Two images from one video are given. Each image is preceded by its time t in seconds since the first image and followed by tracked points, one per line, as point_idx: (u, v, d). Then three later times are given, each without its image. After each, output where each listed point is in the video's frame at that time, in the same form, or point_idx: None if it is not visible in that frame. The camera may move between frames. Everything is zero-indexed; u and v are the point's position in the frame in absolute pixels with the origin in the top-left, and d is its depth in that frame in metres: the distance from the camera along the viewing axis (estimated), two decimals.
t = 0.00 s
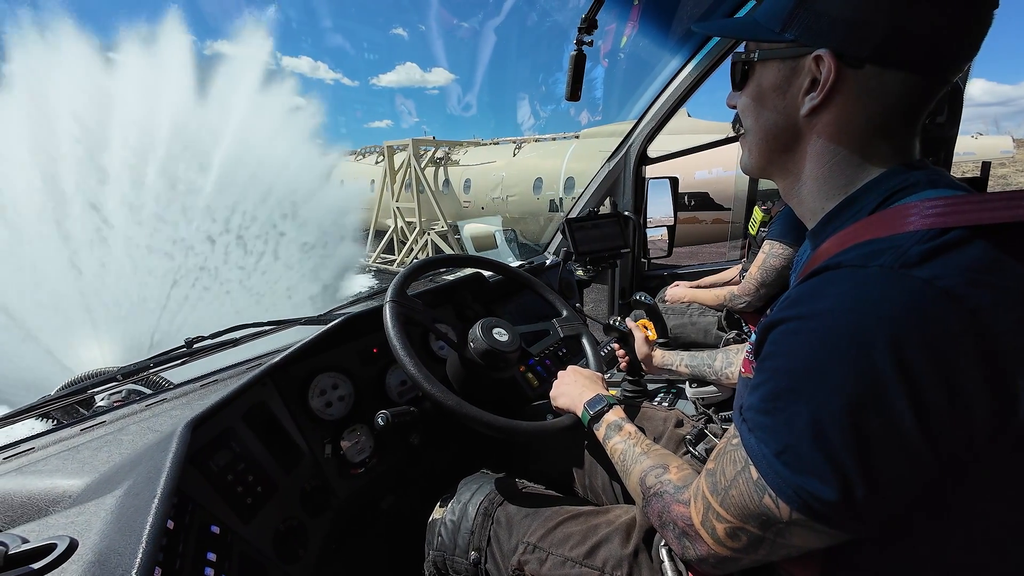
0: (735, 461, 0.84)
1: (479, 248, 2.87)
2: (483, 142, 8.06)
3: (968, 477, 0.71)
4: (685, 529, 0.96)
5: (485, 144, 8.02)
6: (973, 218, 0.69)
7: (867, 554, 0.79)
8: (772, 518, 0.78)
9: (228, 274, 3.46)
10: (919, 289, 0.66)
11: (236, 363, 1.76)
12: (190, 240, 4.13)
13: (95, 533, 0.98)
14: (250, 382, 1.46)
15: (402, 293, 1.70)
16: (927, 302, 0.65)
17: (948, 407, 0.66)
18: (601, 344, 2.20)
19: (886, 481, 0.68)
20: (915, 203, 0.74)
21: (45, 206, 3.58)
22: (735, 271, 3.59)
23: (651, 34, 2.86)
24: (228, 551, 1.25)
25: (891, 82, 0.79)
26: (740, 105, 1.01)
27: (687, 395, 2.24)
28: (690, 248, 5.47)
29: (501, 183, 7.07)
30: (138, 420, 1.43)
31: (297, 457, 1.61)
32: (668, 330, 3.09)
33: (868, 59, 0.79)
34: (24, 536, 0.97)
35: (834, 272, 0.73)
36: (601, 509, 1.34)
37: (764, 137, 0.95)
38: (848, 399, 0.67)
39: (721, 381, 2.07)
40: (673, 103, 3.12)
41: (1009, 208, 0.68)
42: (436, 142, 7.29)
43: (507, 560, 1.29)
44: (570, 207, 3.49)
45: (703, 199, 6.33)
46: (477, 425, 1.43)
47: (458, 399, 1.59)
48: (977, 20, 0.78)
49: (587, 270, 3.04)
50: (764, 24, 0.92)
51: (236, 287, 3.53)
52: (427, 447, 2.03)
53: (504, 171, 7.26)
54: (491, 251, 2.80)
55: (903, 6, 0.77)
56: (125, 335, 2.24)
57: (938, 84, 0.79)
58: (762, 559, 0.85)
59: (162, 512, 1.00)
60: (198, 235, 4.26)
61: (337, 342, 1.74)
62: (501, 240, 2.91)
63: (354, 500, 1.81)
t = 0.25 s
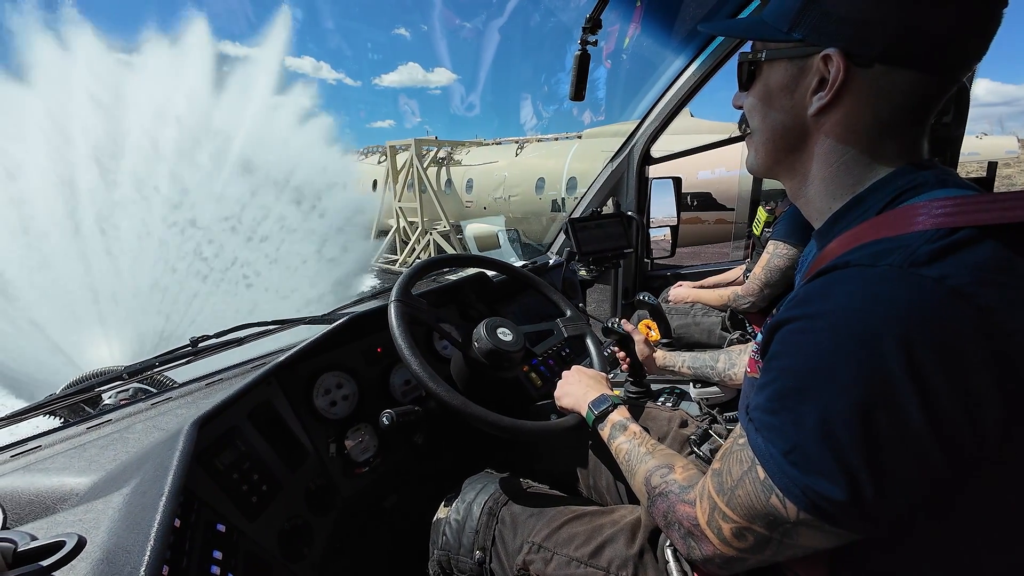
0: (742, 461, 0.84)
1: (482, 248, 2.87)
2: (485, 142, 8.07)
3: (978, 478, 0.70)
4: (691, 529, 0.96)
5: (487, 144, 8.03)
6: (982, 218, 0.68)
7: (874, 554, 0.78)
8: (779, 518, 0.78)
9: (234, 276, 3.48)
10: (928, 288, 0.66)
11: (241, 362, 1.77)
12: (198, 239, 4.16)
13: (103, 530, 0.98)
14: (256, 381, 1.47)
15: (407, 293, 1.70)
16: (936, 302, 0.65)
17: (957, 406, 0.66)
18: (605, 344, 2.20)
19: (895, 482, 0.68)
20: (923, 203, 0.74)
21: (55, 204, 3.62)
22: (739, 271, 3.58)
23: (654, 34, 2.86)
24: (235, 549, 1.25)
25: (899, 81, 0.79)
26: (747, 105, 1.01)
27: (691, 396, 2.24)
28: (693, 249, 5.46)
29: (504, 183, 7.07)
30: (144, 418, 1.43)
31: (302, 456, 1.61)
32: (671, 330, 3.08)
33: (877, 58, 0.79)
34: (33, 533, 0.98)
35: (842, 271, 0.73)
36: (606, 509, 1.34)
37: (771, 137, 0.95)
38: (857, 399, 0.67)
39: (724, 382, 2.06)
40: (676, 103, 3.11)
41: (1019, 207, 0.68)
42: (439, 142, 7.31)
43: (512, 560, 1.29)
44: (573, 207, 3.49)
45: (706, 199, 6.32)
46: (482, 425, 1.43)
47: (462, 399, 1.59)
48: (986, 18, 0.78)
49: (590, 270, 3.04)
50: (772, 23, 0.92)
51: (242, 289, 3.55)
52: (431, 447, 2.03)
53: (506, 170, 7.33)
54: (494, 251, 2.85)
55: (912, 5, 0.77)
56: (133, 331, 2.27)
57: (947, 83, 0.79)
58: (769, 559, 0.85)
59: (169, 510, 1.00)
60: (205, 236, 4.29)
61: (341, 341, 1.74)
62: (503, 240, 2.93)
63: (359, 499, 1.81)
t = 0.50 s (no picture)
0: (748, 462, 0.84)
1: (485, 248, 2.88)
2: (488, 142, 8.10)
3: (987, 480, 0.70)
4: (696, 530, 0.96)
5: (489, 144, 8.05)
6: (991, 219, 0.68)
7: (881, 556, 0.78)
8: (786, 520, 0.77)
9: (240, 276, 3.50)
10: (937, 290, 0.65)
11: (245, 362, 1.77)
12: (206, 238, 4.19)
13: (110, 528, 0.98)
14: (260, 380, 1.47)
15: (411, 292, 1.70)
16: (946, 304, 0.64)
17: (967, 408, 0.65)
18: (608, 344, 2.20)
19: (903, 484, 0.68)
20: (932, 204, 0.73)
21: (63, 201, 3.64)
22: (743, 271, 3.57)
23: (658, 33, 2.85)
24: (240, 548, 1.25)
25: (907, 81, 0.78)
26: (752, 107, 1.01)
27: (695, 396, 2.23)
28: (696, 249, 5.45)
29: (507, 183, 7.09)
30: (150, 417, 1.44)
31: (306, 455, 1.61)
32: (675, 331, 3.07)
33: (885, 58, 0.78)
34: (41, 531, 0.98)
35: (850, 272, 0.73)
36: (610, 510, 1.34)
37: (777, 138, 0.95)
38: (865, 401, 0.67)
39: (728, 381, 2.05)
40: (680, 103, 3.10)
41: None
42: (441, 142, 7.32)
43: (516, 560, 1.29)
44: (576, 207, 3.50)
45: (709, 199, 6.31)
46: (486, 425, 1.43)
47: (466, 399, 1.59)
48: (995, 18, 0.77)
49: (593, 270, 3.03)
50: (777, 25, 0.91)
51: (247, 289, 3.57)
52: (434, 446, 2.03)
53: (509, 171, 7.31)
54: (497, 251, 2.85)
55: (921, 5, 0.76)
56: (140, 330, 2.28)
57: (955, 82, 0.78)
58: (775, 562, 0.85)
59: (176, 509, 1.00)
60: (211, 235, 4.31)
61: (346, 340, 1.75)
62: (507, 240, 2.91)
63: (362, 499, 1.81)
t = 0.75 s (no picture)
0: (752, 464, 0.84)
1: (488, 248, 2.88)
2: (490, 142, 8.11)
3: (992, 484, 0.70)
4: (699, 531, 0.96)
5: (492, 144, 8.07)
6: (996, 221, 0.68)
7: (884, 558, 0.78)
8: (789, 522, 0.77)
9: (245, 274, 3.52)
10: (942, 293, 0.65)
11: (248, 362, 1.78)
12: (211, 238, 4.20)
13: (116, 526, 0.99)
14: (263, 380, 1.47)
15: (414, 292, 1.70)
16: (951, 307, 0.64)
17: (971, 411, 0.65)
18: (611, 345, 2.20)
19: (907, 487, 0.68)
20: (937, 206, 0.73)
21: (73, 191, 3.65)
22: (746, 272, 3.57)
23: (662, 33, 2.84)
24: (244, 546, 1.26)
25: (911, 82, 0.78)
26: (755, 109, 1.00)
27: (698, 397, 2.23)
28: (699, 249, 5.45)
29: (510, 183, 7.11)
30: (155, 415, 1.45)
31: (310, 454, 1.62)
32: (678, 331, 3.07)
33: (889, 59, 0.78)
34: (47, 528, 0.99)
35: (855, 274, 0.73)
36: (613, 510, 1.34)
37: (780, 141, 0.94)
38: (869, 404, 0.67)
39: (732, 383, 2.03)
40: (684, 103, 3.09)
41: None
42: (444, 142, 7.34)
43: (519, 559, 1.29)
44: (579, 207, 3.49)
45: (713, 199, 6.30)
46: (488, 425, 1.43)
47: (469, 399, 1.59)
48: (999, 19, 0.77)
49: (596, 271, 3.03)
50: (779, 27, 0.91)
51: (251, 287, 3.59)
52: (437, 446, 2.03)
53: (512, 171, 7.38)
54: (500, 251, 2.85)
55: (924, 7, 0.76)
56: (145, 330, 2.28)
57: (959, 83, 0.78)
58: (778, 563, 0.85)
59: (181, 507, 1.00)
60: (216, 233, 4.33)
61: (349, 340, 1.75)
62: (509, 240, 2.90)
63: (365, 498, 1.82)
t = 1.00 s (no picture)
0: (755, 465, 0.84)
1: (490, 247, 2.89)
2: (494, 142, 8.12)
3: (997, 485, 0.69)
4: (702, 532, 0.95)
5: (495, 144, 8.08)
6: (1001, 221, 0.68)
7: (888, 559, 0.78)
8: (792, 523, 0.77)
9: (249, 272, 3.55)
10: (947, 294, 0.65)
11: (252, 361, 1.78)
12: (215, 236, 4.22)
13: (120, 523, 0.99)
14: (267, 378, 1.47)
15: (417, 292, 1.70)
16: (956, 308, 0.64)
17: (976, 412, 0.65)
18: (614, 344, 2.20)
19: (911, 488, 0.67)
20: (942, 206, 0.73)
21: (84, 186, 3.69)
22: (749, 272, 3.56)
23: (665, 33, 2.84)
24: (247, 543, 1.26)
25: (916, 81, 0.78)
26: (757, 109, 1.00)
27: (701, 398, 2.22)
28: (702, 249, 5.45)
29: (514, 183, 7.14)
30: (159, 413, 1.45)
31: (312, 453, 1.62)
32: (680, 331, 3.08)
33: (893, 57, 0.77)
34: (52, 525, 1.00)
35: (860, 275, 0.72)
36: (616, 511, 1.34)
37: (784, 141, 0.94)
38: (873, 405, 0.66)
39: (736, 384, 2.01)
40: (687, 103, 3.08)
41: None
42: (447, 141, 7.36)
43: (521, 559, 1.30)
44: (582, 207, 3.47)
45: (716, 199, 6.29)
46: (491, 425, 1.43)
47: (472, 398, 1.59)
48: (1004, 17, 0.77)
49: (599, 271, 3.02)
50: (780, 28, 0.91)
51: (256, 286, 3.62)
52: (440, 445, 2.03)
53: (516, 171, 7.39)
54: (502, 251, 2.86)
55: (929, 6, 0.76)
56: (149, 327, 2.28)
57: (963, 82, 0.78)
58: (781, 565, 0.85)
59: (185, 504, 1.01)
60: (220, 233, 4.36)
61: (352, 339, 1.76)
62: (512, 241, 2.90)
63: (368, 497, 1.82)
